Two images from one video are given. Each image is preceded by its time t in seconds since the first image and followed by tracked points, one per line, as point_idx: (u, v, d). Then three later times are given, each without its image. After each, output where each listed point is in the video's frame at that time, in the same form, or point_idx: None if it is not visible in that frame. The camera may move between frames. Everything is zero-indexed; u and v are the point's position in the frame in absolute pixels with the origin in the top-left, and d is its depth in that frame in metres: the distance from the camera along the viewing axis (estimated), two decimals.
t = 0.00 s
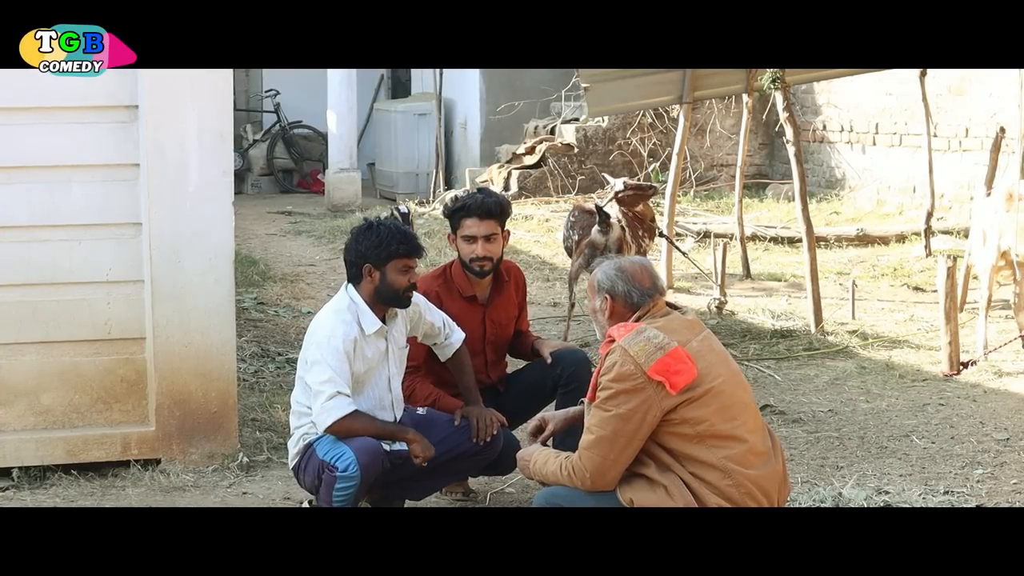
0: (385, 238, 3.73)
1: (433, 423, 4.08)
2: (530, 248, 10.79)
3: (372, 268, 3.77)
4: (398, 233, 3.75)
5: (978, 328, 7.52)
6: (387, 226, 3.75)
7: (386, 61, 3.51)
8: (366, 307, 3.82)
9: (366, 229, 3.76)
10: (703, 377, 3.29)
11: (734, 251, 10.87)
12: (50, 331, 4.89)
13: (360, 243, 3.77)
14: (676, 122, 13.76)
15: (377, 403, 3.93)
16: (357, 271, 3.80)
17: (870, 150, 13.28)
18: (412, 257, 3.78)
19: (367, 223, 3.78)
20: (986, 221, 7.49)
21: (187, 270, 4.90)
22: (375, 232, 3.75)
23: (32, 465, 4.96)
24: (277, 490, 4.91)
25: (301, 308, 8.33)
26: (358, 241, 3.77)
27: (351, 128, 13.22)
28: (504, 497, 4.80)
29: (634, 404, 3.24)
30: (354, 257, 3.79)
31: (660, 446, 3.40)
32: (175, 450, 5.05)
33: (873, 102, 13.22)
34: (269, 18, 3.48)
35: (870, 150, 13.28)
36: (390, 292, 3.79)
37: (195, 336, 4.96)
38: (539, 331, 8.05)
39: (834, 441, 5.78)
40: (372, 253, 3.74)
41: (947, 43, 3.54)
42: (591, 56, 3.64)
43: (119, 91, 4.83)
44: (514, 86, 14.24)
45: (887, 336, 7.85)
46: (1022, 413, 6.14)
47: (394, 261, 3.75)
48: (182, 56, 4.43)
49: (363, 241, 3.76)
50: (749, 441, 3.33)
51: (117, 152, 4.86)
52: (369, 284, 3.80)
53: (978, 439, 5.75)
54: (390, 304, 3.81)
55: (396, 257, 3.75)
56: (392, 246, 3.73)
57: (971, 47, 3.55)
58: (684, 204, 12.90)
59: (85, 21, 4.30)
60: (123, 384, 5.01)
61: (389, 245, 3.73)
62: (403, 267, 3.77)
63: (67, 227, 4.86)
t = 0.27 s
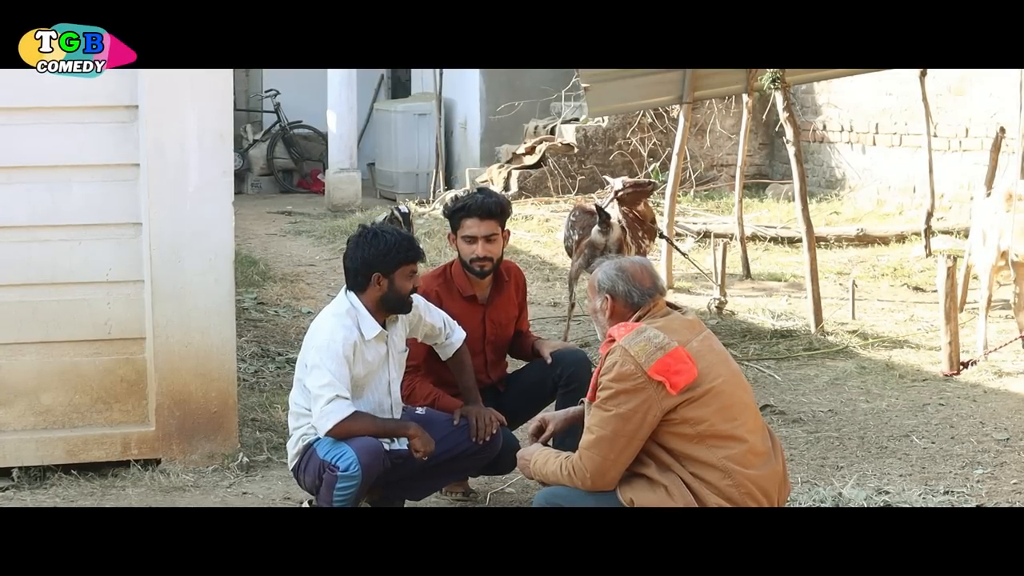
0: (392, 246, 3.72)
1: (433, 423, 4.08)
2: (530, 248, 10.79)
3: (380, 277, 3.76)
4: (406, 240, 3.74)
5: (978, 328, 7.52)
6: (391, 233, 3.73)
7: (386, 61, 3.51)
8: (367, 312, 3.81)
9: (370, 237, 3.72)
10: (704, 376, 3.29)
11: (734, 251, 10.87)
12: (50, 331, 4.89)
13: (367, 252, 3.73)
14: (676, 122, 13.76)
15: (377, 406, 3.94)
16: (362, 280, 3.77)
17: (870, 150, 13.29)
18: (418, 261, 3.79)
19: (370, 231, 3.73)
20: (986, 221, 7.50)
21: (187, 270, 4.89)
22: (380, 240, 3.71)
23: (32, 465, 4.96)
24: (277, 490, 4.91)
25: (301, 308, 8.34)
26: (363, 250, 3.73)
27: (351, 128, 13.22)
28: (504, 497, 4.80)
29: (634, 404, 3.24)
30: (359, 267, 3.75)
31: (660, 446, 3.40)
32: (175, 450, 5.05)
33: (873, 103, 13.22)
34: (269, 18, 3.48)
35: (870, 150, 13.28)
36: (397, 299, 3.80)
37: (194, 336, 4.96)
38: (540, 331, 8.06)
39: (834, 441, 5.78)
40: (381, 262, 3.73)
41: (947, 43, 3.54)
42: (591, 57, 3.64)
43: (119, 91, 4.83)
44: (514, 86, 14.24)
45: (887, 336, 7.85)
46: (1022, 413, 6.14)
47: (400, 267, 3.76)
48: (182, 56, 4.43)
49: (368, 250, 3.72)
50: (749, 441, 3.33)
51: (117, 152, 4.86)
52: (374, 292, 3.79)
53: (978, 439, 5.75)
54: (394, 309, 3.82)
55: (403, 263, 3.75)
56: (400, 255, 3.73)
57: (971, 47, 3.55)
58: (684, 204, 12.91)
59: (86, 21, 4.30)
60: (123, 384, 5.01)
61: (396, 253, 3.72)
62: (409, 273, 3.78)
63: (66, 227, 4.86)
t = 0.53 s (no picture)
0: (388, 245, 3.72)
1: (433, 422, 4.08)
2: (530, 248, 10.78)
3: (378, 274, 3.76)
4: (403, 237, 3.74)
5: (978, 328, 7.52)
6: (386, 232, 3.73)
7: (386, 62, 3.51)
8: (366, 310, 3.82)
9: (364, 237, 3.73)
10: (704, 376, 3.29)
11: (734, 251, 10.87)
12: (50, 331, 4.89)
13: (364, 250, 3.73)
14: (676, 122, 13.75)
15: (376, 405, 3.94)
16: (360, 279, 3.78)
17: (870, 150, 13.28)
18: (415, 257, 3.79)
19: (366, 230, 3.74)
20: (986, 221, 7.49)
21: (187, 270, 4.89)
22: (374, 238, 3.72)
23: (32, 465, 4.96)
24: (277, 490, 4.91)
25: (301, 308, 8.33)
26: (360, 249, 3.74)
27: (351, 128, 13.22)
28: (504, 497, 4.79)
29: (635, 404, 3.24)
30: (357, 266, 3.76)
31: (660, 446, 3.40)
32: (175, 450, 5.05)
33: (873, 102, 13.22)
34: (269, 18, 3.48)
35: (870, 150, 13.28)
36: (395, 296, 3.80)
37: (195, 336, 4.96)
38: (540, 331, 8.06)
39: (834, 441, 5.78)
40: (378, 260, 3.73)
41: (947, 43, 3.54)
42: (591, 56, 3.64)
43: (119, 91, 4.83)
44: (514, 86, 14.24)
45: (887, 336, 7.85)
46: (1022, 413, 6.14)
47: (397, 265, 3.76)
48: (183, 56, 4.43)
49: (365, 249, 3.73)
50: (749, 441, 3.33)
51: (117, 152, 4.86)
52: (373, 290, 3.79)
53: (978, 439, 5.75)
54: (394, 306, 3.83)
55: (401, 260, 3.76)
56: (396, 252, 3.73)
57: (971, 48, 3.55)
58: (684, 204, 12.91)
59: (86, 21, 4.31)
60: (123, 384, 5.01)
61: (392, 251, 3.72)
62: (406, 270, 3.79)
63: (66, 227, 4.86)
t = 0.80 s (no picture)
0: (384, 241, 3.70)
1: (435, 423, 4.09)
2: (530, 248, 10.78)
3: (374, 270, 3.75)
4: (398, 234, 3.73)
5: (978, 328, 7.51)
6: (383, 228, 3.72)
7: (386, 62, 3.51)
8: (363, 304, 3.81)
9: (360, 233, 3.72)
10: (704, 376, 3.29)
11: (734, 251, 10.87)
12: (50, 331, 4.89)
13: (359, 245, 3.72)
14: (676, 122, 13.74)
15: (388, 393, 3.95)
16: (356, 275, 3.77)
17: (870, 150, 13.28)
18: (410, 255, 3.77)
19: (362, 224, 3.74)
20: (986, 221, 7.49)
21: (187, 270, 4.89)
22: (371, 235, 3.71)
23: (32, 465, 4.96)
24: (277, 490, 4.91)
25: (301, 308, 8.33)
26: (356, 243, 3.73)
27: (351, 128, 13.22)
28: (504, 497, 4.80)
29: (634, 403, 3.24)
30: (353, 261, 3.75)
31: (660, 446, 3.40)
32: (175, 450, 5.05)
33: (873, 102, 13.21)
34: (269, 18, 3.48)
35: (870, 150, 13.28)
36: (390, 292, 3.79)
37: (195, 336, 4.96)
38: (540, 331, 8.06)
39: (834, 441, 5.78)
40: (373, 256, 3.72)
41: (947, 43, 3.54)
42: (591, 56, 3.64)
43: (119, 91, 4.83)
44: (514, 86, 14.24)
45: (887, 336, 7.85)
46: (1022, 413, 6.14)
47: (394, 261, 3.74)
48: (183, 56, 4.43)
49: (361, 245, 3.72)
50: (749, 441, 3.33)
51: (117, 152, 4.86)
52: (368, 285, 3.78)
53: (978, 439, 5.75)
54: (390, 302, 3.82)
55: (396, 258, 3.74)
56: (392, 249, 3.71)
57: (971, 48, 3.55)
58: (684, 204, 12.91)
59: (87, 21, 4.31)
60: (123, 384, 5.01)
61: (389, 248, 3.71)
62: (402, 267, 3.77)
63: (66, 227, 4.86)
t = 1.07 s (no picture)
0: (393, 239, 3.71)
1: (437, 423, 4.10)
2: (530, 247, 10.78)
3: (384, 268, 3.76)
4: (404, 231, 3.73)
5: (979, 328, 7.51)
6: (390, 226, 3.72)
7: (386, 61, 3.51)
8: (372, 301, 3.81)
9: (371, 232, 3.70)
10: (703, 376, 3.29)
11: (734, 251, 10.87)
12: (50, 331, 4.89)
13: (366, 244, 3.72)
14: (676, 122, 13.73)
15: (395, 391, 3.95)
16: (365, 274, 3.76)
17: (870, 150, 13.28)
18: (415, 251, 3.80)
19: (366, 221, 3.72)
20: (985, 222, 7.49)
21: (187, 270, 4.89)
22: (379, 234, 3.71)
23: (32, 465, 4.96)
24: (277, 490, 4.91)
25: (301, 308, 8.33)
26: (360, 242, 3.72)
27: (350, 128, 13.22)
28: (504, 497, 4.79)
29: (634, 404, 3.24)
30: (360, 261, 3.75)
31: (659, 446, 3.40)
32: (175, 450, 5.05)
33: (873, 102, 13.21)
34: (269, 18, 3.48)
35: (870, 150, 13.28)
36: (399, 289, 3.82)
37: (194, 335, 4.96)
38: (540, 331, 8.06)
39: (834, 441, 5.78)
40: (382, 254, 3.73)
41: (946, 43, 3.54)
42: (591, 56, 3.64)
43: (119, 91, 4.83)
44: (514, 86, 14.23)
45: (887, 336, 7.84)
46: (1022, 413, 6.14)
47: (401, 258, 3.77)
48: (183, 56, 4.44)
49: (369, 244, 3.71)
50: (749, 441, 3.33)
51: (117, 152, 4.86)
52: (378, 282, 3.79)
53: (978, 439, 5.75)
54: (394, 298, 3.85)
55: (403, 254, 3.76)
56: (400, 246, 3.73)
57: (971, 47, 3.55)
58: (684, 204, 12.91)
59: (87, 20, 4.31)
60: (123, 384, 5.01)
61: (398, 246, 3.72)
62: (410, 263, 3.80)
63: (66, 227, 4.86)
